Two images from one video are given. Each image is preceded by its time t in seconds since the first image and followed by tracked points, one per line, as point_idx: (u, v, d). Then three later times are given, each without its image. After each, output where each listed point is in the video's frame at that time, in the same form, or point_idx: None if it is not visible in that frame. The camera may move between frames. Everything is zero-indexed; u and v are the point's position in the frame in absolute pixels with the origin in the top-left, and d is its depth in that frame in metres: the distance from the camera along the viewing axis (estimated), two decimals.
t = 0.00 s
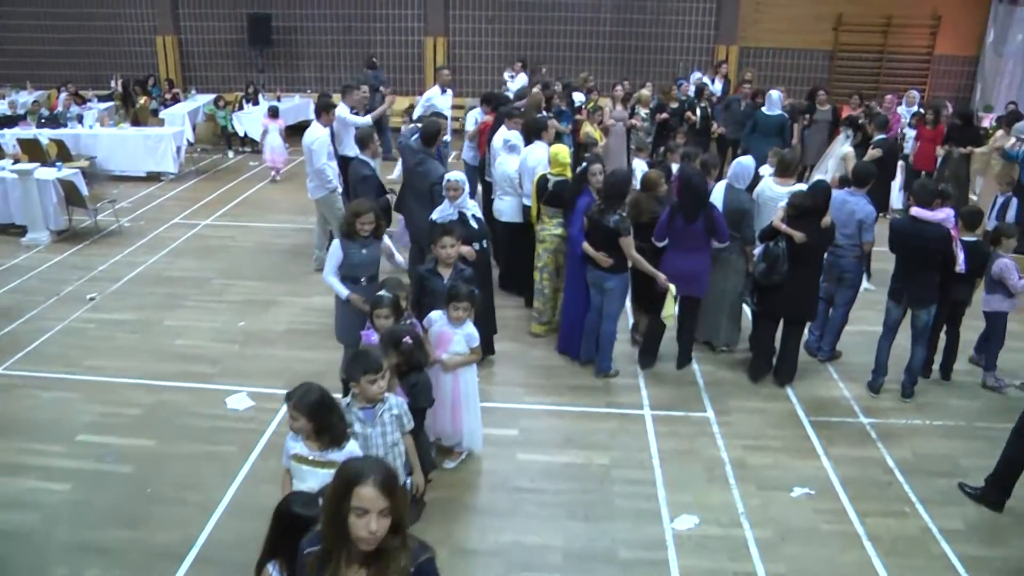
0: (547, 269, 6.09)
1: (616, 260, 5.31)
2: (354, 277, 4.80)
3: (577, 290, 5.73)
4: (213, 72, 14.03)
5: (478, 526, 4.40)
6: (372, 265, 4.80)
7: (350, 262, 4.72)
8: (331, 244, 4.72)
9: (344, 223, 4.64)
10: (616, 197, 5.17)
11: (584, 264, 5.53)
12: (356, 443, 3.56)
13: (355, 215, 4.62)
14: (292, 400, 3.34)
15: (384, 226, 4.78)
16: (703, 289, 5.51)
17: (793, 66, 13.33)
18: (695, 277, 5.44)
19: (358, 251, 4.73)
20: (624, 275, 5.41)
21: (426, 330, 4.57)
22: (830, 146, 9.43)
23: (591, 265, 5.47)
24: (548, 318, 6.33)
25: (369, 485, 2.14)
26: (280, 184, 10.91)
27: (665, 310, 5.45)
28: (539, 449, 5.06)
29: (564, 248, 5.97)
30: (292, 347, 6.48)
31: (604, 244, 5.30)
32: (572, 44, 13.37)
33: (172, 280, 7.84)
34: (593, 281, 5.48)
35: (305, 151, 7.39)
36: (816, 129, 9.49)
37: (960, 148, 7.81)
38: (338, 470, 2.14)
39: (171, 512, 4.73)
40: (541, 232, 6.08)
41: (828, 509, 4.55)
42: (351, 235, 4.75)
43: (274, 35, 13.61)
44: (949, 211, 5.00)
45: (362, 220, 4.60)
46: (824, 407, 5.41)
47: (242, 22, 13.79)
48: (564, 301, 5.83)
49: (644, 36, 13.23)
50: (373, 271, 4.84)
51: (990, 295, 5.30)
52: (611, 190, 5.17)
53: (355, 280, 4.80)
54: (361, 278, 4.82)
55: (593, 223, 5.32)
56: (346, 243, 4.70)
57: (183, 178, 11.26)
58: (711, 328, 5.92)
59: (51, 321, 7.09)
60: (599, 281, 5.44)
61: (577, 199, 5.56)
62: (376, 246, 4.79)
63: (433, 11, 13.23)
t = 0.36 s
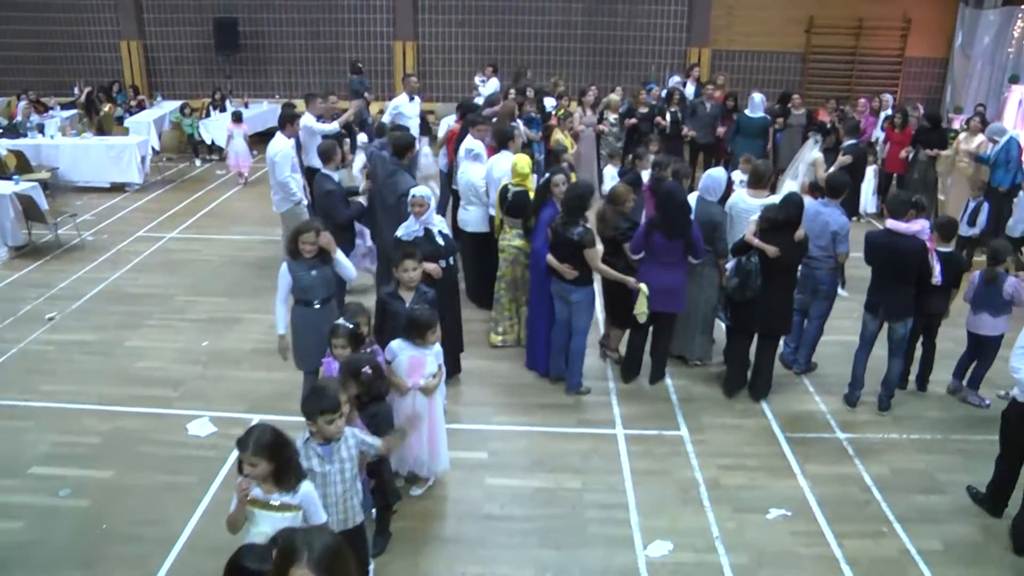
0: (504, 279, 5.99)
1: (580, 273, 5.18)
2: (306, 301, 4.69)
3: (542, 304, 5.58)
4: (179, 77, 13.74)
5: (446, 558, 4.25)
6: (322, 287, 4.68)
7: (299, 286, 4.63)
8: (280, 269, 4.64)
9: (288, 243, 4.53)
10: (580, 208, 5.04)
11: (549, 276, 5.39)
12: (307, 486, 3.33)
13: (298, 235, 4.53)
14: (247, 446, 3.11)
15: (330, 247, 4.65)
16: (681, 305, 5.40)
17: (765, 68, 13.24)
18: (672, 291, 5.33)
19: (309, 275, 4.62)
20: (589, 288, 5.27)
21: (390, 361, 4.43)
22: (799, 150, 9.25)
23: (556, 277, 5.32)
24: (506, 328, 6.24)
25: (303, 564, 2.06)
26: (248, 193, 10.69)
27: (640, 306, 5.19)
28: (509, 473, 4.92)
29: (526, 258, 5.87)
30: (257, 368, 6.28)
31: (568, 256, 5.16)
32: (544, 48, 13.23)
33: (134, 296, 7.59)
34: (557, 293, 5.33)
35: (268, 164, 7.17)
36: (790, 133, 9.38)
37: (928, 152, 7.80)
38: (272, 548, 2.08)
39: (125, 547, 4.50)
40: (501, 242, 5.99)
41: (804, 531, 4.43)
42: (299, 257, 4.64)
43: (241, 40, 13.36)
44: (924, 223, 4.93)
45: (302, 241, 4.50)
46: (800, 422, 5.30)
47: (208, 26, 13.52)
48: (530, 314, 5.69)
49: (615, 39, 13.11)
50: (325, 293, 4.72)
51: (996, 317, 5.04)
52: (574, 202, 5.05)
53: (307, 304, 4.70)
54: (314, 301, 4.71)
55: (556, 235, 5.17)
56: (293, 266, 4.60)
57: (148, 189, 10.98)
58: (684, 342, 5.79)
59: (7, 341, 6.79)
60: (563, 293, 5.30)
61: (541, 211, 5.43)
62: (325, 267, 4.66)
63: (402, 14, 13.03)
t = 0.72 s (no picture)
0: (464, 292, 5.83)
1: (550, 289, 5.02)
2: (261, 327, 4.69)
3: (510, 319, 5.41)
4: (146, 84, 13.43)
5: None
6: (276, 312, 4.67)
7: (252, 311, 4.62)
8: (232, 295, 4.63)
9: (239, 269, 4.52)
10: (548, 221, 4.87)
11: (518, 292, 5.23)
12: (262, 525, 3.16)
13: (248, 261, 4.50)
14: (196, 497, 2.93)
15: (283, 269, 4.61)
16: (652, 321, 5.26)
17: (737, 71, 13.16)
18: (644, 307, 5.19)
19: (263, 300, 4.62)
20: (560, 304, 5.13)
21: (353, 391, 4.29)
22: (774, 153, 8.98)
23: (525, 293, 5.16)
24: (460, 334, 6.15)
25: None
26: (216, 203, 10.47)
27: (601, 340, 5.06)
28: (479, 499, 4.76)
29: (489, 270, 5.71)
30: (221, 390, 6.08)
31: (537, 272, 5.00)
32: (516, 52, 13.08)
33: (94, 314, 7.33)
34: (527, 309, 5.17)
35: (233, 176, 6.88)
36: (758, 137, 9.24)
37: (907, 157, 7.63)
38: None
39: None
40: (467, 256, 5.83)
41: (782, 553, 4.30)
42: (251, 282, 4.60)
43: (207, 45, 13.11)
44: (899, 235, 4.86)
45: (252, 264, 4.48)
46: (776, 437, 5.19)
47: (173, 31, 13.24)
48: (497, 330, 5.51)
49: (587, 42, 12.97)
50: (280, 318, 4.72)
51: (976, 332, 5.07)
52: (539, 216, 4.88)
53: (262, 330, 4.70)
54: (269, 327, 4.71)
55: (524, 250, 5.01)
56: (244, 292, 4.58)
57: (113, 199, 10.69)
58: (657, 357, 5.66)
59: None
60: (533, 310, 5.14)
61: (507, 225, 5.26)
62: (278, 291, 4.65)
63: (371, 18, 12.83)
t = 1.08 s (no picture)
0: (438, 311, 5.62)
1: (526, 309, 4.89)
2: (220, 354, 4.53)
3: (483, 339, 5.27)
4: (111, 90, 13.09)
5: None
6: (234, 337, 4.52)
7: (209, 338, 4.46)
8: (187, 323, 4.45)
9: (194, 296, 4.35)
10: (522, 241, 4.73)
11: (492, 312, 5.08)
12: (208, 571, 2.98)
13: (203, 286, 4.33)
14: (138, 548, 2.75)
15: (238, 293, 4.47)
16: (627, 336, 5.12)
17: (710, 72, 13.07)
18: (619, 323, 5.03)
19: (222, 326, 4.46)
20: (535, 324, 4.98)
21: (312, 420, 4.13)
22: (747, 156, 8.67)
23: (500, 314, 5.02)
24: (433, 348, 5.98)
25: None
26: (184, 213, 10.24)
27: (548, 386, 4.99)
28: (447, 525, 4.60)
29: (463, 286, 5.49)
30: (183, 413, 5.89)
31: (512, 292, 4.86)
32: (487, 55, 12.91)
33: (54, 334, 7.10)
34: (502, 330, 5.03)
35: (195, 190, 6.68)
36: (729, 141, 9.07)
37: (891, 161, 7.57)
38: None
39: None
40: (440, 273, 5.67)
41: None
42: (206, 308, 4.45)
43: (173, 49, 12.83)
44: (875, 248, 4.73)
45: (207, 288, 4.31)
46: (753, 453, 5.07)
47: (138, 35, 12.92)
48: (470, 349, 5.35)
49: (558, 45, 12.83)
50: (239, 344, 4.57)
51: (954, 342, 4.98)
52: (511, 235, 4.73)
53: (220, 357, 4.54)
54: (228, 353, 4.55)
55: (498, 269, 4.87)
56: (200, 318, 4.42)
57: (77, 210, 10.42)
58: (630, 371, 5.54)
59: None
60: (508, 330, 5.00)
61: (478, 243, 5.08)
62: (236, 316, 4.50)
63: (339, 22, 12.63)
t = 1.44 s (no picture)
0: (415, 329, 5.44)
1: (498, 329, 4.75)
2: (176, 382, 4.37)
3: (455, 358, 5.12)
4: (75, 95, 12.78)
5: None
6: (191, 363, 4.37)
7: (164, 367, 4.29)
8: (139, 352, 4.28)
9: (148, 322, 4.21)
10: (493, 258, 4.59)
11: (463, 332, 4.94)
12: None
13: (157, 311, 4.19)
14: None
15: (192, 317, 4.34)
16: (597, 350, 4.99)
17: (684, 74, 12.96)
18: (589, 336, 4.91)
19: (177, 352, 4.31)
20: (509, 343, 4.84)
21: (270, 449, 4.00)
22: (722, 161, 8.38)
23: (472, 334, 4.88)
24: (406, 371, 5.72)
25: None
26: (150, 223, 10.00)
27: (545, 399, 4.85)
28: (415, 552, 4.43)
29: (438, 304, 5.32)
30: (145, 436, 5.69)
31: (484, 312, 4.72)
32: (457, 58, 12.73)
33: (10, 353, 6.85)
34: (475, 350, 4.89)
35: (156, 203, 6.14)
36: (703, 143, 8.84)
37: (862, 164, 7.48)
38: None
39: None
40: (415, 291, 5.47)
41: None
42: (160, 334, 4.29)
43: (138, 54, 12.55)
44: (852, 259, 4.72)
45: (161, 311, 4.17)
46: (730, 469, 4.95)
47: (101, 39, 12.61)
48: (440, 370, 5.20)
49: (530, 47, 12.68)
50: (196, 370, 4.42)
51: (930, 351, 4.87)
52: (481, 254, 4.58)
53: (177, 385, 4.37)
54: (185, 381, 4.39)
55: (469, 288, 4.73)
56: (154, 346, 4.25)
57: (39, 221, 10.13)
58: (603, 384, 5.42)
59: None
60: (481, 351, 4.87)
61: (446, 261, 4.95)
62: (191, 341, 4.34)
63: (307, 26, 12.45)
